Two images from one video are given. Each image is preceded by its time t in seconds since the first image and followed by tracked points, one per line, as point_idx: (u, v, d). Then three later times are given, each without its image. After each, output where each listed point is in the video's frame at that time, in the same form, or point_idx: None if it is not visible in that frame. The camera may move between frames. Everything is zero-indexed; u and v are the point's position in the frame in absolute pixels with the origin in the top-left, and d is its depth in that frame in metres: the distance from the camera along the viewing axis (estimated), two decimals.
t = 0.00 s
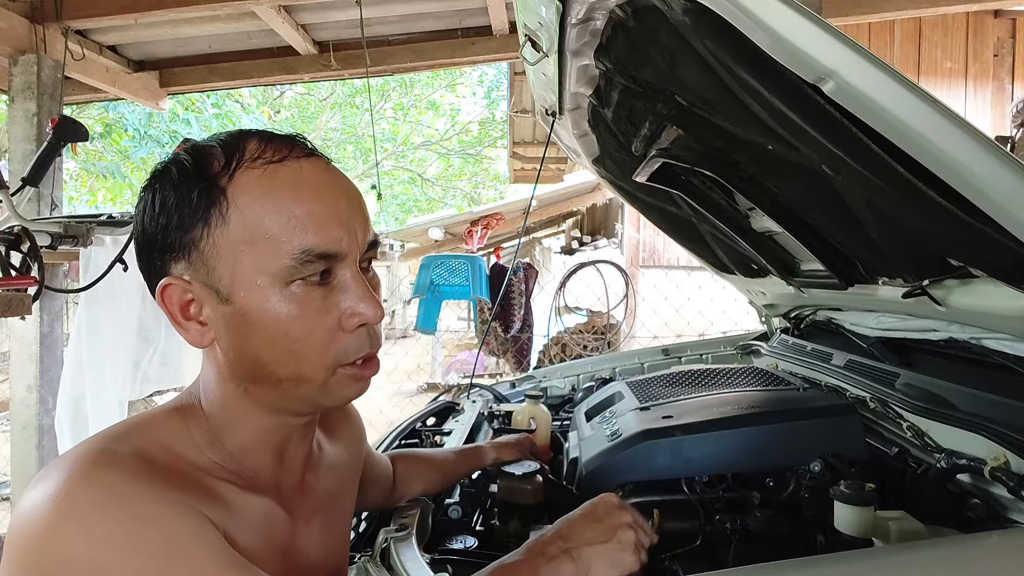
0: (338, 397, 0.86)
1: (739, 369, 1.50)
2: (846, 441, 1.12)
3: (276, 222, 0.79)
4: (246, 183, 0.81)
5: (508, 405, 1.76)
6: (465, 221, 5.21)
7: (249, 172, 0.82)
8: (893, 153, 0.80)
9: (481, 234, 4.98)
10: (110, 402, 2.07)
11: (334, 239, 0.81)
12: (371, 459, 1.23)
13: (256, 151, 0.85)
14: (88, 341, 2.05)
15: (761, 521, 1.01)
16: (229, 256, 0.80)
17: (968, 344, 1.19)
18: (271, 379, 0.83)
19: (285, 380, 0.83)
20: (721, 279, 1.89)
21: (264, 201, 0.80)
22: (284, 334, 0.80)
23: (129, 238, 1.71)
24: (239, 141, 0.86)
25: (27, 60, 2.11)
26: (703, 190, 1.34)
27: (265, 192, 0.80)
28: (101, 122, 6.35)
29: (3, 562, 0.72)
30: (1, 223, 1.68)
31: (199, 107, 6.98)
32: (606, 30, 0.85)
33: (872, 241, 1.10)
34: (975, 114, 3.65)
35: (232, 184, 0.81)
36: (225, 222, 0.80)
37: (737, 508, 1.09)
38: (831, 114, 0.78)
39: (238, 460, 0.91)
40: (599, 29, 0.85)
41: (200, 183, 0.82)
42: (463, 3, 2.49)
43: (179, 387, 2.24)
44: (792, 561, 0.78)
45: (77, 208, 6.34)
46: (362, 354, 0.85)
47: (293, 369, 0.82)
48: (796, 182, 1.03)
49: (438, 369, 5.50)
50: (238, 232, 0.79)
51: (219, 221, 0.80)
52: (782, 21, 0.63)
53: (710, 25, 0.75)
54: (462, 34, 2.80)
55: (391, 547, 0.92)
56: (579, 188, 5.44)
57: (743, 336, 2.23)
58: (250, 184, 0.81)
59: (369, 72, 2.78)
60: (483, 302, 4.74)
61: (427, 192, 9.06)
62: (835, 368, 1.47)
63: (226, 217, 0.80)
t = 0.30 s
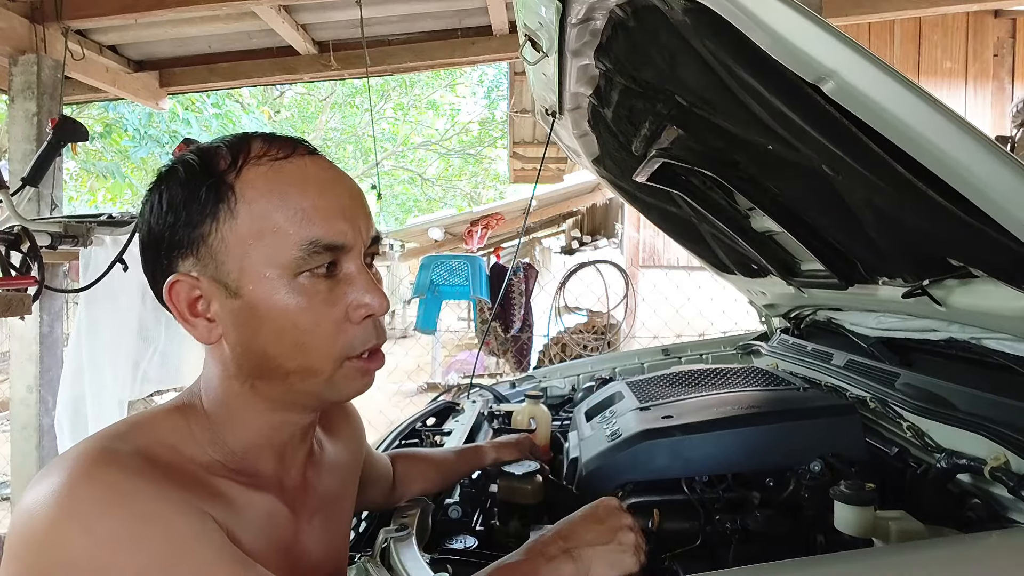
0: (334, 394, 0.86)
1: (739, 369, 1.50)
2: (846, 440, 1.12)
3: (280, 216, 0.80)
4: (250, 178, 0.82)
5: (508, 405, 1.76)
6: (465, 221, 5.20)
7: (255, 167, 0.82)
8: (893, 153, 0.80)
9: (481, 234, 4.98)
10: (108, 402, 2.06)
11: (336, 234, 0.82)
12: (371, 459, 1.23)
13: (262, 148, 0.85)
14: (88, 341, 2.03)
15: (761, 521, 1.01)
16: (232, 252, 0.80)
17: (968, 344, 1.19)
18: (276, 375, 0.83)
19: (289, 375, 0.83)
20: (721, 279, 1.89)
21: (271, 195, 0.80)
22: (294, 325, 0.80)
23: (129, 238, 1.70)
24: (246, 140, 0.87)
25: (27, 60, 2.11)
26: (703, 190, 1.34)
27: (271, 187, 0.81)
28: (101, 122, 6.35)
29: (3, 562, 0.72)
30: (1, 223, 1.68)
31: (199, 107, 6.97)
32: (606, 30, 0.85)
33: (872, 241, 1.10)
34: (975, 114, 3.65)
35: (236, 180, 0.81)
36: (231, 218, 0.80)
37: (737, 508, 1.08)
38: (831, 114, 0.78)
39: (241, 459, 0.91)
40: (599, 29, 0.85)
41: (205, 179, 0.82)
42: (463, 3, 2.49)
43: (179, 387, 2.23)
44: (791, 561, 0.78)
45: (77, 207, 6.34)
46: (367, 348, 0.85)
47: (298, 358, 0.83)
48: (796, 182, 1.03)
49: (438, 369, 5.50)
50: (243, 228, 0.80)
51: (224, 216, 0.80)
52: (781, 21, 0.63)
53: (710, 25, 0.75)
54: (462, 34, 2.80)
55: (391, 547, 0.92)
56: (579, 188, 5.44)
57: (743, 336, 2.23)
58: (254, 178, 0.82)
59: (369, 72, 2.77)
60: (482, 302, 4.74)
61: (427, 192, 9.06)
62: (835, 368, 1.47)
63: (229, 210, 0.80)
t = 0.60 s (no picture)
0: (335, 394, 0.86)
1: (740, 369, 1.50)
2: (846, 440, 1.12)
3: (310, 218, 0.84)
4: (283, 184, 0.87)
5: (508, 405, 1.76)
6: (465, 221, 5.20)
7: (297, 172, 0.88)
8: (893, 153, 0.80)
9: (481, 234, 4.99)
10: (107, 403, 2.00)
11: (362, 244, 0.86)
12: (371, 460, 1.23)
13: (310, 160, 0.91)
14: (88, 341, 1.97)
15: (761, 521, 1.01)
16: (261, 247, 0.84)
17: (968, 344, 1.19)
18: (277, 376, 0.84)
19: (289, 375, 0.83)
20: (721, 279, 1.89)
21: (305, 198, 0.85)
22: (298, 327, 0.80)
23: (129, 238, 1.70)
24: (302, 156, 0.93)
25: (27, 60, 2.11)
26: (704, 190, 1.34)
27: (306, 191, 0.86)
28: (100, 122, 6.37)
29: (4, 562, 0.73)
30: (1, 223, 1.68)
31: (199, 107, 6.97)
32: (606, 30, 0.85)
33: (872, 241, 1.10)
34: (975, 114, 3.65)
35: (277, 183, 0.87)
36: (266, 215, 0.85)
37: (737, 508, 1.08)
38: (830, 114, 0.78)
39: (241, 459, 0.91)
40: (599, 29, 0.85)
41: (258, 185, 0.90)
42: (463, 3, 2.49)
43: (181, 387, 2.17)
44: (790, 561, 0.78)
45: (76, 207, 6.34)
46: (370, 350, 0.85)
47: (300, 359, 0.83)
48: (796, 182, 1.03)
49: (438, 369, 5.50)
50: (274, 225, 0.84)
51: (262, 214, 0.86)
52: (781, 20, 0.63)
53: (710, 25, 0.75)
54: (462, 34, 2.80)
55: (391, 547, 0.92)
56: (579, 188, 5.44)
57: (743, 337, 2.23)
58: (289, 184, 0.87)
59: (369, 72, 2.77)
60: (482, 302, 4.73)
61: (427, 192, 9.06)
62: (835, 368, 1.47)
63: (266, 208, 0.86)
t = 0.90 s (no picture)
0: (335, 395, 0.86)
1: (740, 369, 1.50)
2: (846, 440, 1.12)
3: (308, 216, 0.84)
4: (279, 183, 0.87)
5: (508, 405, 1.76)
6: (465, 221, 5.20)
7: (292, 171, 0.88)
8: (893, 153, 0.80)
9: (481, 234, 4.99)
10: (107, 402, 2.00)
11: (360, 241, 0.86)
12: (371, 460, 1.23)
13: (305, 157, 0.91)
14: (88, 341, 1.97)
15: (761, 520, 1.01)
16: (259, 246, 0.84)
17: (968, 344, 1.19)
18: (276, 376, 0.84)
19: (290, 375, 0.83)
20: (721, 279, 1.89)
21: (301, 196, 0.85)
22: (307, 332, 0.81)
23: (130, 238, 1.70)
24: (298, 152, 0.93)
25: (27, 60, 2.11)
26: (704, 191, 1.34)
27: (302, 188, 0.86)
28: (101, 122, 6.38)
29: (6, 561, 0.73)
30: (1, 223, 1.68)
31: (199, 107, 6.98)
32: (606, 30, 0.85)
33: (872, 241, 1.10)
34: (975, 113, 3.65)
35: (273, 181, 0.87)
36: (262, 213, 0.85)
37: (737, 508, 1.08)
38: (829, 114, 0.78)
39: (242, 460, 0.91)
40: (599, 29, 0.85)
41: (253, 182, 0.89)
42: (464, 3, 2.49)
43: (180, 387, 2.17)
44: (789, 561, 0.77)
45: (76, 207, 6.34)
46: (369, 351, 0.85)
47: (302, 358, 0.83)
48: (796, 182, 1.03)
49: (438, 369, 5.50)
50: (271, 223, 0.84)
51: (259, 212, 0.86)
52: (782, 20, 0.63)
53: (710, 25, 0.75)
54: (462, 34, 2.80)
55: (391, 547, 0.92)
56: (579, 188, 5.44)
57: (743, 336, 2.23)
58: (285, 183, 0.87)
59: (368, 72, 2.77)
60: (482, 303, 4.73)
61: (427, 192, 9.06)
62: (836, 368, 1.47)
63: (262, 206, 0.85)
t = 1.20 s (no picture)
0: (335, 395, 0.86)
1: (740, 369, 1.50)
2: (846, 440, 1.12)
3: (317, 218, 0.84)
4: (282, 184, 0.86)
5: (508, 405, 1.76)
6: (465, 221, 5.20)
7: (293, 172, 0.87)
8: (893, 153, 0.80)
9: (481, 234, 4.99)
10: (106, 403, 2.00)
11: (370, 241, 0.86)
12: (369, 459, 1.23)
13: (305, 158, 0.90)
14: (87, 341, 1.96)
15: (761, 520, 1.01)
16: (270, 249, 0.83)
17: (968, 344, 1.19)
18: (277, 377, 0.84)
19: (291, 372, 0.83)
20: (721, 279, 1.89)
21: (306, 197, 0.85)
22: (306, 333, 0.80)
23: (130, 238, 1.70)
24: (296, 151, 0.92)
25: (27, 60, 2.11)
26: (704, 190, 1.34)
27: (307, 189, 0.85)
28: (101, 122, 6.38)
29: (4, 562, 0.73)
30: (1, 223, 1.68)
31: (199, 107, 6.98)
32: (606, 30, 0.85)
33: (872, 241, 1.10)
34: (975, 113, 3.65)
35: (275, 184, 0.86)
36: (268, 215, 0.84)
37: (737, 508, 1.09)
38: (830, 114, 0.78)
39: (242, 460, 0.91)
40: (599, 29, 0.85)
41: (252, 184, 0.88)
42: (463, 3, 2.49)
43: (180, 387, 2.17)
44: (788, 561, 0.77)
45: (77, 207, 6.34)
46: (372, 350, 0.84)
47: (319, 357, 0.83)
48: (796, 182, 1.03)
49: (438, 369, 5.50)
50: (278, 226, 0.84)
51: (263, 215, 0.85)
52: (782, 20, 0.63)
53: (710, 25, 0.75)
54: (462, 34, 2.80)
55: (391, 547, 0.92)
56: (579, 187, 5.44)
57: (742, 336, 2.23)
58: (289, 184, 0.86)
59: (368, 72, 2.77)
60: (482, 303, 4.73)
61: (427, 192, 9.05)
62: (836, 368, 1.47)
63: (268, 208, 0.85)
